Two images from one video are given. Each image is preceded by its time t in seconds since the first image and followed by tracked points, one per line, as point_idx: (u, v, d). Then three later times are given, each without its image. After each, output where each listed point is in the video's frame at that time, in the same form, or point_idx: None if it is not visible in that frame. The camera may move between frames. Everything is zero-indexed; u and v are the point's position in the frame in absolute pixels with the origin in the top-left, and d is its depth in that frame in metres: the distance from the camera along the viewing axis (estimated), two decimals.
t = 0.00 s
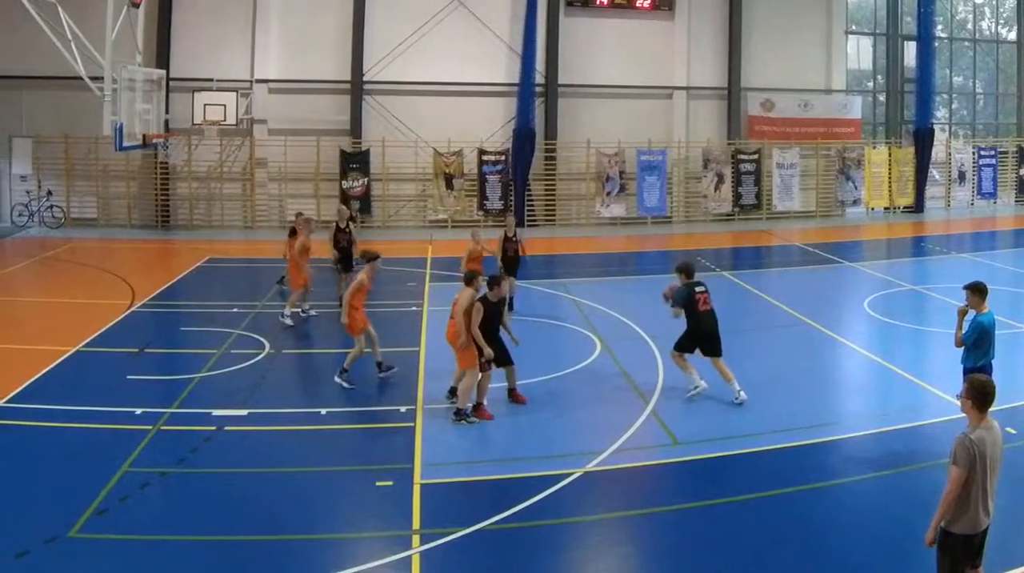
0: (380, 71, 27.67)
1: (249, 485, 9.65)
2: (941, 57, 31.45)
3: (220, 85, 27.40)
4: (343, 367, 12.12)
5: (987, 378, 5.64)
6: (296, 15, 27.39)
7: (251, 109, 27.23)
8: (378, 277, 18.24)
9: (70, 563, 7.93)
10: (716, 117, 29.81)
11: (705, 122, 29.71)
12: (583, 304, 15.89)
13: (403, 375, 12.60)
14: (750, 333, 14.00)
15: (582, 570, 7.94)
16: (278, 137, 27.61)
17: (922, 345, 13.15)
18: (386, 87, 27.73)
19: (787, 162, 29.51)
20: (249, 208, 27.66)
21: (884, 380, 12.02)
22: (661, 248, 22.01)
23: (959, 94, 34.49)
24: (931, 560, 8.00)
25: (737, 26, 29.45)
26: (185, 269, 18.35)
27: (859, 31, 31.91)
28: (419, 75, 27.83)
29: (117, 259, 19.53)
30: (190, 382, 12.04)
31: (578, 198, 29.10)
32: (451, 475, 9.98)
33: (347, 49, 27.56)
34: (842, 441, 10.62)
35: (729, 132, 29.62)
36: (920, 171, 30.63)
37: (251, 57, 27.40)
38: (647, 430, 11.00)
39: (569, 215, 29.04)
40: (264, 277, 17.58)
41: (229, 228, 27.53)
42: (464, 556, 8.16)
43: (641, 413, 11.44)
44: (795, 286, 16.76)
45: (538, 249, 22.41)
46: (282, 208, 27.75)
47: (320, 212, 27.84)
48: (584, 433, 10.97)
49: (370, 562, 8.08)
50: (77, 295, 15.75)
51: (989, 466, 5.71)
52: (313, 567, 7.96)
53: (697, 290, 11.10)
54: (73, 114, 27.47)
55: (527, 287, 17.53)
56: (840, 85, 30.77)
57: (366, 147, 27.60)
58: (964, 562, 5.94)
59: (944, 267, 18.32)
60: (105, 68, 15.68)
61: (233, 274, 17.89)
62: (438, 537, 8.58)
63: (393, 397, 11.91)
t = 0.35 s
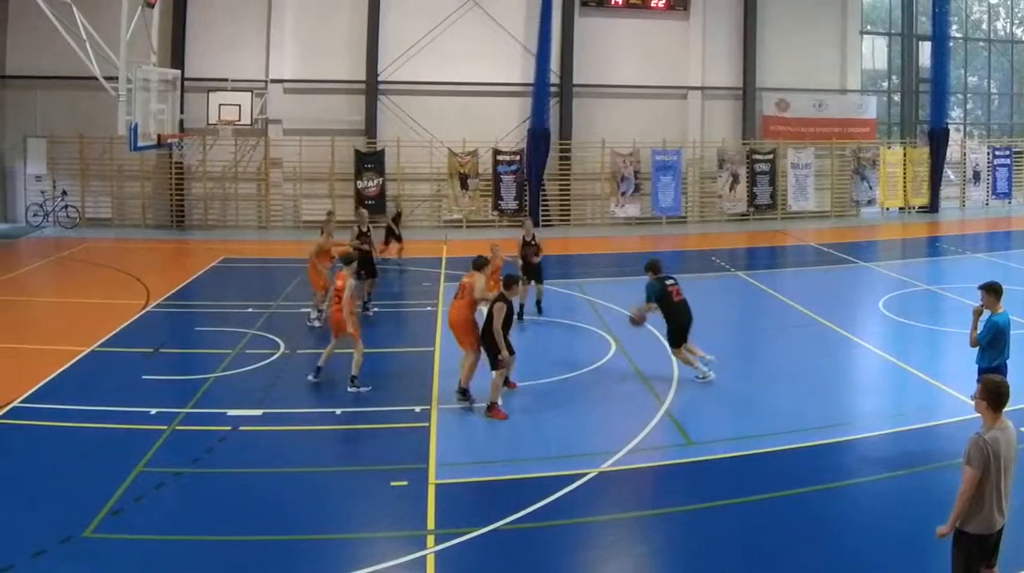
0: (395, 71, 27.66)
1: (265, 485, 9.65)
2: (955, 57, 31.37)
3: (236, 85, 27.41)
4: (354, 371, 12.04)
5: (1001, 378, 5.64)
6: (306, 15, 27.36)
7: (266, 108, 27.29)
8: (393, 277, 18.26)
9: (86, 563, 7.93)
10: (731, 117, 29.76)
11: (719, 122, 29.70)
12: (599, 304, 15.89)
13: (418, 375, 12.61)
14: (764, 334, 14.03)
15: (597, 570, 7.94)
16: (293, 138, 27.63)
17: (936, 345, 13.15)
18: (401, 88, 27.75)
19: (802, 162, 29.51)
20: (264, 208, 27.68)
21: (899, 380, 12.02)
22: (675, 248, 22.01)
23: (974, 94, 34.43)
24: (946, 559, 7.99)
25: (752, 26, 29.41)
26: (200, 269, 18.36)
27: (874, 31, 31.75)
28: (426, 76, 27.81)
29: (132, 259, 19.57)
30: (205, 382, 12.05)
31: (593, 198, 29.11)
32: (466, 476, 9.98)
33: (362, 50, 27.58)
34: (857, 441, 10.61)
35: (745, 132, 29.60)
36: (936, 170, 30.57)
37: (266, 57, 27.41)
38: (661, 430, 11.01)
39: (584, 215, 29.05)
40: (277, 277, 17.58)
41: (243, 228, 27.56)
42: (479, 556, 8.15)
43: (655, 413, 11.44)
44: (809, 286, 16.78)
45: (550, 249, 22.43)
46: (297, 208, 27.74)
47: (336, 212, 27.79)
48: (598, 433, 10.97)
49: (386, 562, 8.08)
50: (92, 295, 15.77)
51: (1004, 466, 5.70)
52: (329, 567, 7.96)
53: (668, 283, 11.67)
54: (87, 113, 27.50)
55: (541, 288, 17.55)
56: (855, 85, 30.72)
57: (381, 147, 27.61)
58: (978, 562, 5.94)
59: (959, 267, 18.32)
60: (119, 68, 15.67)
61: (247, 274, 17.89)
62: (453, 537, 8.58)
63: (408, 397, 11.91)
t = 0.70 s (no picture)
0: (409, 71, 27.67)
1: (277, 485, 9.65)
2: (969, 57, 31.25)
3: (249, 86, 27.41)
4: (338, 359, 12.54)
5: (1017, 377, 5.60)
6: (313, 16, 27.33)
7: (279, 109, 27.40)
8: (407, 277, 18.39)
9: (100, 563, 7.93)
10: (744, 117, 29.78)
11: (732, 122, 29.69)
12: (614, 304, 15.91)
13: (432, 375, 12.64)
14: (777, 333, 14.06)
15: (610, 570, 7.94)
16: (306, 137, 27.63)
17: (949, 345, 13.16)
18: (416, 87, 27.76)
19: (815, 162, 29.35)
20: (278, 208, 27.79)
21: (912, 380, 12.03)
22: (688, 248, 22.04)
23: (987, 94, 34.34)
24: (959, 559, 7.98)
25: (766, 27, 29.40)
26: (214, 269, 18.38)
27: (887, 31, 31.71)
28: (441, 77, 27.83)
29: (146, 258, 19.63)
30: (218, 382, 12.06)
31: (607, 198, 29.12)
32: (480, 476, 9.97)
33: (374, 50, 27.57)
34: (871, 440, 10.61)
35: (758, 133, 29.60)
36: (949, 170, 30.48)
37: (280, 57, 27.42)
38: (675, 430, 11.01)
39: (597, 214, 29.05)
40: (290, 277, 17.59)
41: (258, 227, 27.72)
42: (493, 556, 8.15)
43: (669, 413, 11.44)
44: (821, 286, 16.80)
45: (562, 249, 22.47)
46: (310, 207, 27.82)
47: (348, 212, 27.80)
48: (611, 433, 10.97)
49: (399, 562, 8.09)
50: (107, 295, 15.82)
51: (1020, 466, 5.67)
52: (341, 567, 7.96)
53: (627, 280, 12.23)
54: (101, 113, 27.58)
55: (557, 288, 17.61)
56: (868, 85, 30.66)
57: (394, 147, 27.61)
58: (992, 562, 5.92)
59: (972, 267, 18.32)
60: (133, 68, 15.68)
61: (260, 273, 17.89)
62: (466, 537, 8.58)
63: (422, 397, 11.93)
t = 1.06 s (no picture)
0: (423, 71, 27.66)
1: (290, 485, 9.63)
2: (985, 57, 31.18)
3: (264, 86, 27.44)
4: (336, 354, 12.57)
5: None
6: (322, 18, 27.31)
7: (295, 108, 27.36)
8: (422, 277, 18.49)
9: (114, 562, 7.92)
10: (759, 117, 29.76)
11: (747, 123, 29.66)
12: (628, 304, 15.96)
13: (446, 375, 12.65)
14: (792, 333, 14.07)
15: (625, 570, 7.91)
16: (322, 137, 27.65)
17: (964, 346, 13.15)
18: (430, 87, 27.76)
19: (830, 162, 29.47)
20: (293, 208, 27.81)
21: (927, 381, 12.01)
22: (703, 248, 22.04)
23: (1002, 94, 34.28)
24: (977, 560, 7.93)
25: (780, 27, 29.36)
26: (229, 269, 18.39)
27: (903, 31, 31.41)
28: (457, 77, 27.83)
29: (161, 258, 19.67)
30: (233, 382, 12.09)
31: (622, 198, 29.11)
32: (494, 476, 9.94)
33: (388, 49, 27.57)
34: (886, 440, 10.59)
35: (773, 133, 29.56)
36: (964, 171, 30.42)
37: (294, 57, 27.42)
38: (690, 430, 10.99)
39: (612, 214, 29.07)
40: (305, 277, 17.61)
41: (273, 227, 27.73)
42: (507, 556, 8.12)
43: (684, 413, 11.43)
44: (835, 286, 16.81)
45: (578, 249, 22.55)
46: (325, 207, 27.88)
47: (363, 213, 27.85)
48: (627, 433, 10.95)
49: (413, 562, 8.06)
50: (123, 296, 15.86)
51: None
52: (356, 567, 7.94)
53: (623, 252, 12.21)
54: (116, 113, 27.63)
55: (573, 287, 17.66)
56: (883, 85, 30.59)
57: (410, 147, 27.66)
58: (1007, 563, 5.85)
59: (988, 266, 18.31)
60: (147, 69, 15.67)
61: (275, 273, 17.89)
62: (481, 537, 8.55)
63: (437, 397, 11.93)
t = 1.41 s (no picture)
0: (436, 71, 27.69)
1: (304, 485, 9.61)
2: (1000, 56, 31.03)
3: (275, 86, 27.47)
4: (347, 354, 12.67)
5: None
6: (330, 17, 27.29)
7: (308, 108, 27.40)
8: (434, 277, 18.57)
9: (128, 563, 7.92)
10: (772, 117, 29.76)
11: (760, 123, 29.67)
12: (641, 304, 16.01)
13: (457, 375, 12.66)
14: (805, 333, 14.09)
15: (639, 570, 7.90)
16: (335, 137, 27.66)
17: (977, 345, 13.16)
18: (442, 87, 27.77)
19: (844, 162, 29.42)
20: (306, 208, 27.80)
21: (940, 381, 12.02)
22: (717, 248, 22.04)
23: (1016, 94, 34.15)
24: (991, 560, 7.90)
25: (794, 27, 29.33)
26: (242, 269, 18.39)
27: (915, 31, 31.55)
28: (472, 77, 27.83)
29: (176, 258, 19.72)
30: (246, 382, 12.10)
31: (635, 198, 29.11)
32: (508, 476, 9.92)
33: (399, 49, 27.58)
34: (900, 440, 10.59)
35: (786, 133, 29.58)
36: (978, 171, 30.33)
37: (308, 57, 27.44)
38: (703, 430, 10.99)
39: (625, 215, 29.07)
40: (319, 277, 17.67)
41: (287, 227, 27.75)
42: (521, 557, 8.10)
43: (697, 413, 11.43)
44: (848, 286, 16.82)
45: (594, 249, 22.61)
46: (338, 209, 27.86)
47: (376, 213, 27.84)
48: (639, 434, 10.94)
49: (427, 562, 8.05)
50: (136, 295, 15.88)
51: None
52: (369, 567, 7.93)
53: (631, 252, 12.00)
54: (129, 113, 27.72)
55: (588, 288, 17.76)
56: (896, 85, 30.54)
57: (423, 147, 27.67)
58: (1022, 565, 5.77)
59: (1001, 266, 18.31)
60: (161, 68, 15.69)
61: (288, 274, 17.89)
62: (495, 537, 8.53)
63: (450, 397, 11.94)
